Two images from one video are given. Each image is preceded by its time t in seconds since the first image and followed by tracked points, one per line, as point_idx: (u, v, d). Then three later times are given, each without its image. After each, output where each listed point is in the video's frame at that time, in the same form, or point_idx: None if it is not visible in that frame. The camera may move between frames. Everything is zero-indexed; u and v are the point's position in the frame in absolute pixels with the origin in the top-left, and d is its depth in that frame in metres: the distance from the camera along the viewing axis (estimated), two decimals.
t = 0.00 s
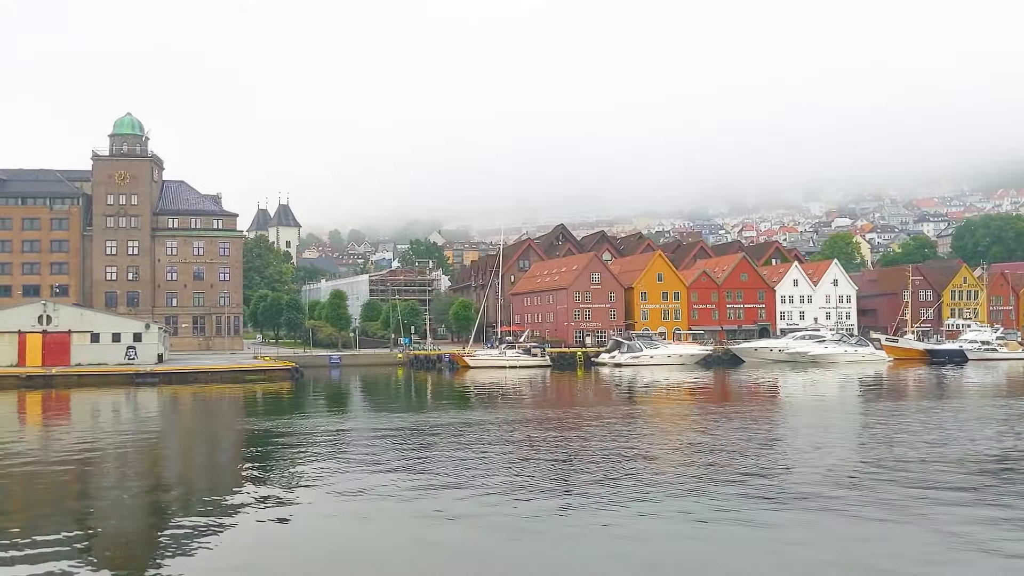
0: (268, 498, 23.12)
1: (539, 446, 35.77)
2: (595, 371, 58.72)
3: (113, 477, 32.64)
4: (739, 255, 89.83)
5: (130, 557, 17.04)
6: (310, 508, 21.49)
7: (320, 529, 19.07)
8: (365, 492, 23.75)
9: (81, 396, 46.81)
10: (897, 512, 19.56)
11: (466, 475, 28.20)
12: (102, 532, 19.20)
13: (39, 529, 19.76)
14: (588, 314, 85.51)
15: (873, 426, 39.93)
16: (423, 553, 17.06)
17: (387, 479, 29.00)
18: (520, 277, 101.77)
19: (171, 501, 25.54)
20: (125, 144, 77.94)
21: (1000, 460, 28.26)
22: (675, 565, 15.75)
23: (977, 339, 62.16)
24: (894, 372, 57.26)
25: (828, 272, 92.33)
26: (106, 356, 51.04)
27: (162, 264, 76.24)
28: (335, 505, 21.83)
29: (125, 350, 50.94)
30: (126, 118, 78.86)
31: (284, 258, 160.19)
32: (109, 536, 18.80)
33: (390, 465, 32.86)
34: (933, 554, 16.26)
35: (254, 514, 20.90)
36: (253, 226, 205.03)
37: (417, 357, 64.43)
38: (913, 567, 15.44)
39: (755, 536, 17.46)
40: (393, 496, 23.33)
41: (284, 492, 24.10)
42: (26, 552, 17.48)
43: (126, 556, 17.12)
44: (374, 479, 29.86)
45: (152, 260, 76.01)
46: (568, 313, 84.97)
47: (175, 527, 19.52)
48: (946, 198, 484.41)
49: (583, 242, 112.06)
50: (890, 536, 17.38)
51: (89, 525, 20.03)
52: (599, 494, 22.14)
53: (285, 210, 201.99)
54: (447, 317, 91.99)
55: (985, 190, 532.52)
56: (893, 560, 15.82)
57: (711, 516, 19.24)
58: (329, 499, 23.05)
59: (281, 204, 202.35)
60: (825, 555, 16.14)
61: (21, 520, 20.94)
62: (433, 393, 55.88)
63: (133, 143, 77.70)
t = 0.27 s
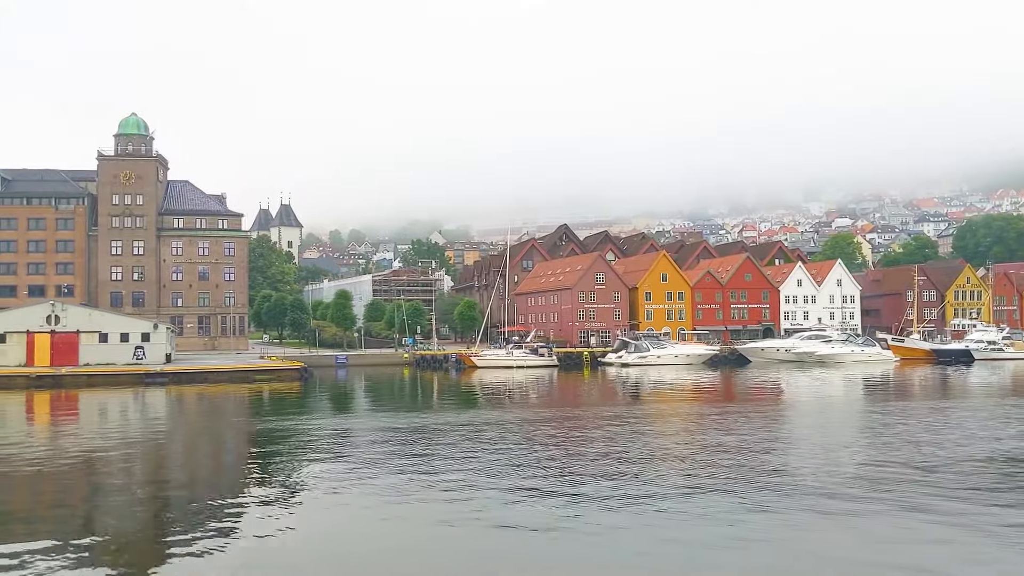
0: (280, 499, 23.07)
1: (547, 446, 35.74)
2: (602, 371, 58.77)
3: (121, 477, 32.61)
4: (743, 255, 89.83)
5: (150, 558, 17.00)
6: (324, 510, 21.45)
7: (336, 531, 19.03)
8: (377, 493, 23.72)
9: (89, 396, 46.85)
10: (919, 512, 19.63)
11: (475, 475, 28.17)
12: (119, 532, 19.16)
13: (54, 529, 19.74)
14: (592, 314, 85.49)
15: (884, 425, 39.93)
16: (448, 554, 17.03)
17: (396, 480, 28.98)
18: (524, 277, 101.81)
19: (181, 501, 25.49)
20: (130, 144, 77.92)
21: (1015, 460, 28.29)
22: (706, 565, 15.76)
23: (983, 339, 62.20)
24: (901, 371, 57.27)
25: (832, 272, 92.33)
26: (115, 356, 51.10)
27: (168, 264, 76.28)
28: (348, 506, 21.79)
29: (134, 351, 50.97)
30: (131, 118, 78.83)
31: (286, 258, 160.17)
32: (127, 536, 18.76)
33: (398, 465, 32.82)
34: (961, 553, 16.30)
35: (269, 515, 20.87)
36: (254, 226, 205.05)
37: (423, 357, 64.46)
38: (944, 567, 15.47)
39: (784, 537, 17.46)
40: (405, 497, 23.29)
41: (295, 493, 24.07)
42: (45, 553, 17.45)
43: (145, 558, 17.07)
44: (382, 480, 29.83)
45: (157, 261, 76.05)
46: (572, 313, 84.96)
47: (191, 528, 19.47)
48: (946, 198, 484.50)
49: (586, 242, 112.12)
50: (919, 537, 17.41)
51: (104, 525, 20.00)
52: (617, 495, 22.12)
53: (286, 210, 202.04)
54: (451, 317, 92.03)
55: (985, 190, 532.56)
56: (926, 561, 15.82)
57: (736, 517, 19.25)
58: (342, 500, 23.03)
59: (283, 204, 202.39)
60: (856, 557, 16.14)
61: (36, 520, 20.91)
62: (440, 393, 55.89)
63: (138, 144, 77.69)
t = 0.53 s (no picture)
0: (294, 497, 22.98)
1: (556, 445, 35.71)
2: (609, 370, 58.83)
3: (129, 477, 32.53)
4: (748, 255, 89.86)
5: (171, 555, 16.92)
6: (339, 508, 21.37)
7: (354, 529, 18.93)
8: (390, 490, 23.64)
9: (98, 396, 46.80)
10: (943, 511, 19.64)
11: (486, 474, 28.11)
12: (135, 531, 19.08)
13: (70, 528, 19.65)
14: (597, 314, 85.42)
15: (895, 424, 39.96)
16: (474, 551, 16.98)
17: (406, 478, 28.91)
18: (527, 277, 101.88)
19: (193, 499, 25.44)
20: (136, 144, 77.97)
21: None
22: (734, 563, 15.72)
23: (989, 339, 62.27)
24: (908, 371, 57.34)
25: (836, 271, 92.38)
26: (123, 355, 51.12)
27: (173, 264, 76.33)
28: (362, 504, 21.69)
29: (142, 350, 50.98)
30: (137, 118, 78.86)
31: (289, 258, 160.32)
32: (144, 535, 18.68)
33: (407, 464, 32.76)
34: (990, 552, 16.30)
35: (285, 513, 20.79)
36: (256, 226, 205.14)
37: (430, 357, 64.52)
38: (975, 565, 15.48)
39: (813, 536, 17.43)
40: (418, 495, 23.20)
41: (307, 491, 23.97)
42: (65, 552, 17.38)
43: (164, 556, 16.99)
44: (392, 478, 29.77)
45: (163, 261, 76.09)
46: (577, 313, 84.91)
47: (208, 526, 19.39)
48: (947, 198, 484.59)
49: (590, 242, 112.21)
50: (948, 536, 17.38)
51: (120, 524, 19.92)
52: (636, 493, 22.07)
53: (288, 210, 202.14)
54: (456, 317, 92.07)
55: (985, 190, 532.61)
56: (959, 560, 15.79)
57: (761, 516, 19.22)
58: (355, 497, 22.93)
59: (285, 204, 202.50)
60: (888, 556, 16.11)
61: (50, 519, 20.85)
62: (447, 393, 55.92)
63: (143, 143, 77.74)
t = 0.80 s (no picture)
0: (302, 497, 22.98)
1: (564, 445, 35.72)
2: (617, 370, 58.92)
3: (134, 477, 32.56)
4: (752, 255, 89.93)
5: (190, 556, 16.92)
6: (350, 508, 21.38)
7: (367, 531, 18.94)
8: (396, 491, 23.64)
9: (107, 396, 46.86)
10: (960, 510, 19.72)
11: (492, 474, 28.11)
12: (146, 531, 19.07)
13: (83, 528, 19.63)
14: (601, 314, 85.35)
15: (905, 424, 40.04)
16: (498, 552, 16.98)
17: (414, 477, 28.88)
18: (531, 277, 102.00)
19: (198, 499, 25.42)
20: (141, 144, 78.09)
21: None
22: (757, 562, 15.80)
23: (996, 339, 62.34)
24: (915, 371, 57.42)
25: (841, 271, 92.43)
26: (132, 356, 51.23)
27: (179, 264, 76.40)
28: (372, 505, 21.67)
29: (151, 350, 51.08)
30: (142, 118, 79.00)
31: (291, 259, 160.50)
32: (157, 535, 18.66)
33: (413, 464, 32.75)
34: (1011, 551, 16.37)
35: (295, 514, 20.72)
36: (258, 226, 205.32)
37: (436, 357, 64.61)
38: (997, 563, 15.56)
39: (838, 537, 17.45)
40: (426, 494, 23.20)
41: (317, 490, 23.96)
42: (84, 553, 17.38)
43: (181, 555, 17.04)
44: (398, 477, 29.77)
45: (169, 260, 76.16)
46: (581, 313, 84.87)
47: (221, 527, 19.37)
48: (948, 198, 484.53)
49: (593, 242, 112.31)
50: (967, 536, 17.46)
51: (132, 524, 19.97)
52: (653, 492, 22.07)
53: (290, 210, 202.34)
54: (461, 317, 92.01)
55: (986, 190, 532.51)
56: (989, 558, 15.83)
57: (785, 516, 19.23)
58: (364, 497, 22.91)
59: (287, 204, 202.69)
60: (917, 555, 16.12)
61: (61, 519, 20.86)
62: (455, 393, 55.98)
63: (149, 144, 77.86)
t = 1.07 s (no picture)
0: (319, 497, 22.96)
1: (577, 445, 35.73)
2: (628, 370, 58.97)
3: (148, 476, 32.61)
4: (761, 255, 89.88)
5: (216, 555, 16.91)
6: (370, 507, 21.36)
7: (389, 529, 18.93)
8: (414, 490, 23.65)
9: (122, 396, 46.92)
10: (985, 509, 19.74)
11: (507, 473, 28.11)
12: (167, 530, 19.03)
13: (105, 527, 19.63)
14: (610, 314, 85.18)
15: (920, 423, 40.03)
16: (528, 552, 16.95)
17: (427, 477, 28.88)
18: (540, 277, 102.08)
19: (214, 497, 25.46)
20: (152, 145, 78.35)
21: None
22: (785, 559, 15.85)
23: (1008, 338, 62.27)
24: (927, 370, 57.38)
25: (850, 271, 92.33)
26: (147, 356, 51.40)
27: (190, 264, 76.58)
28: (391, 504, 21.66)
29: (165, 350, 51.23)
30: (153, 119, 79.24)
31: (299, 259, 160.78)
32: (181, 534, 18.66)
33: (426, 463, 32.78)
34: None
35: (316, 513, 20.73)
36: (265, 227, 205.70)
37: (447, 357, 64.70)
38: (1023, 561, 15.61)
39: (871, 536, 17.41)
40: (443, 493, 23.18)
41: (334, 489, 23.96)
42: (109, 552, 17.38)
43: (206, 552, 17.10)
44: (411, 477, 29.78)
45: (180, 261, 76.34)
46: (590, 313, 84.71)
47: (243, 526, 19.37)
48: (954, 198, 483.60)
49: (601, 241, 112.33)
50: (993, 534, 17.50)
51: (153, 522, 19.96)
52: (677, 492, 22.06)
53: (297, 211, 202.67)
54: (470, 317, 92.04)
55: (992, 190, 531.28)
56: None
57: (810, 515, 19.23)
58: (382, 497, 22.90)
59: (293, 205, 203.02)
60: (944, 553, 16.16)
61: (81, 517, 20.87)
62: (467, 393, 56.03)
63: (159, 144, 78.10)
